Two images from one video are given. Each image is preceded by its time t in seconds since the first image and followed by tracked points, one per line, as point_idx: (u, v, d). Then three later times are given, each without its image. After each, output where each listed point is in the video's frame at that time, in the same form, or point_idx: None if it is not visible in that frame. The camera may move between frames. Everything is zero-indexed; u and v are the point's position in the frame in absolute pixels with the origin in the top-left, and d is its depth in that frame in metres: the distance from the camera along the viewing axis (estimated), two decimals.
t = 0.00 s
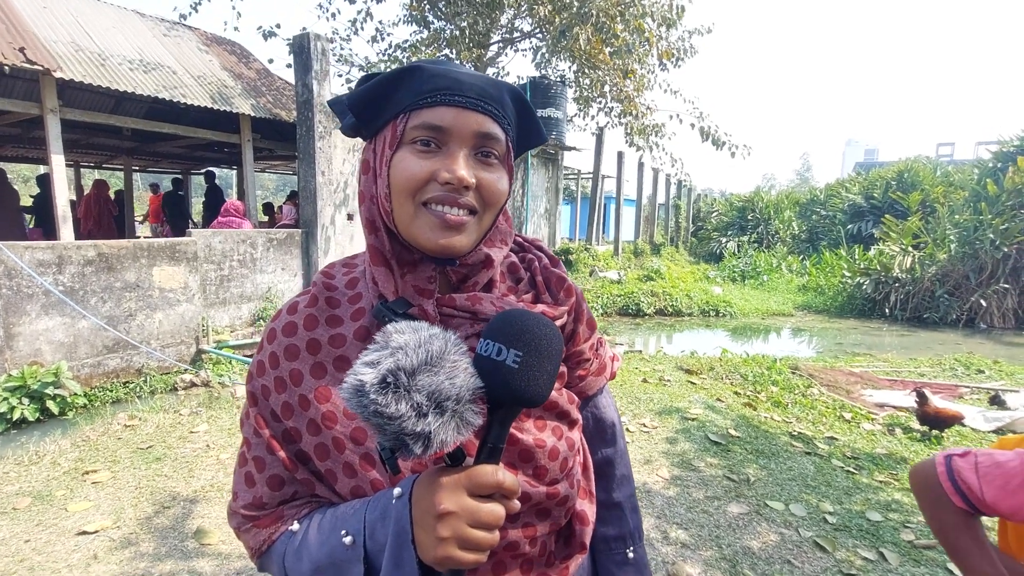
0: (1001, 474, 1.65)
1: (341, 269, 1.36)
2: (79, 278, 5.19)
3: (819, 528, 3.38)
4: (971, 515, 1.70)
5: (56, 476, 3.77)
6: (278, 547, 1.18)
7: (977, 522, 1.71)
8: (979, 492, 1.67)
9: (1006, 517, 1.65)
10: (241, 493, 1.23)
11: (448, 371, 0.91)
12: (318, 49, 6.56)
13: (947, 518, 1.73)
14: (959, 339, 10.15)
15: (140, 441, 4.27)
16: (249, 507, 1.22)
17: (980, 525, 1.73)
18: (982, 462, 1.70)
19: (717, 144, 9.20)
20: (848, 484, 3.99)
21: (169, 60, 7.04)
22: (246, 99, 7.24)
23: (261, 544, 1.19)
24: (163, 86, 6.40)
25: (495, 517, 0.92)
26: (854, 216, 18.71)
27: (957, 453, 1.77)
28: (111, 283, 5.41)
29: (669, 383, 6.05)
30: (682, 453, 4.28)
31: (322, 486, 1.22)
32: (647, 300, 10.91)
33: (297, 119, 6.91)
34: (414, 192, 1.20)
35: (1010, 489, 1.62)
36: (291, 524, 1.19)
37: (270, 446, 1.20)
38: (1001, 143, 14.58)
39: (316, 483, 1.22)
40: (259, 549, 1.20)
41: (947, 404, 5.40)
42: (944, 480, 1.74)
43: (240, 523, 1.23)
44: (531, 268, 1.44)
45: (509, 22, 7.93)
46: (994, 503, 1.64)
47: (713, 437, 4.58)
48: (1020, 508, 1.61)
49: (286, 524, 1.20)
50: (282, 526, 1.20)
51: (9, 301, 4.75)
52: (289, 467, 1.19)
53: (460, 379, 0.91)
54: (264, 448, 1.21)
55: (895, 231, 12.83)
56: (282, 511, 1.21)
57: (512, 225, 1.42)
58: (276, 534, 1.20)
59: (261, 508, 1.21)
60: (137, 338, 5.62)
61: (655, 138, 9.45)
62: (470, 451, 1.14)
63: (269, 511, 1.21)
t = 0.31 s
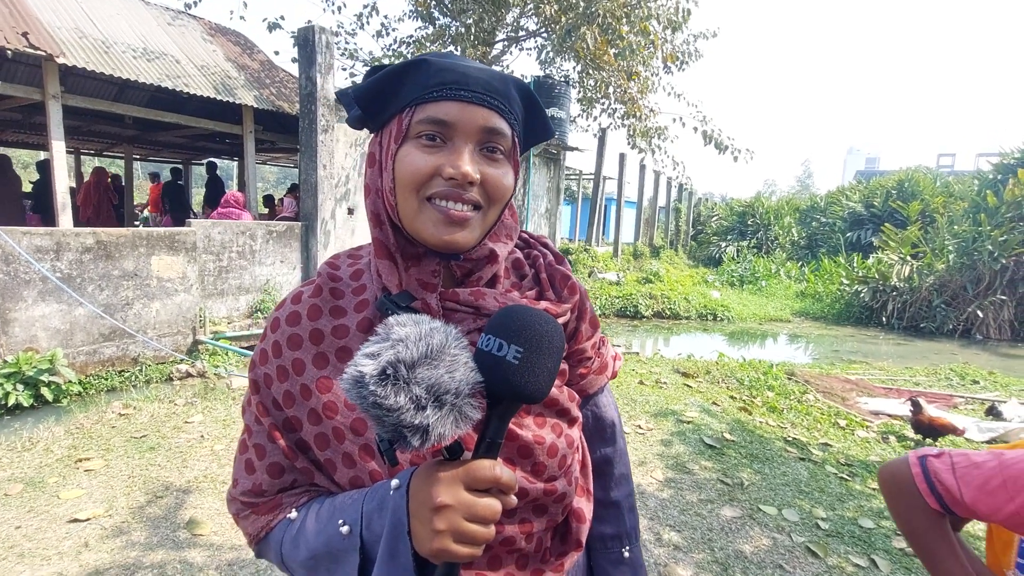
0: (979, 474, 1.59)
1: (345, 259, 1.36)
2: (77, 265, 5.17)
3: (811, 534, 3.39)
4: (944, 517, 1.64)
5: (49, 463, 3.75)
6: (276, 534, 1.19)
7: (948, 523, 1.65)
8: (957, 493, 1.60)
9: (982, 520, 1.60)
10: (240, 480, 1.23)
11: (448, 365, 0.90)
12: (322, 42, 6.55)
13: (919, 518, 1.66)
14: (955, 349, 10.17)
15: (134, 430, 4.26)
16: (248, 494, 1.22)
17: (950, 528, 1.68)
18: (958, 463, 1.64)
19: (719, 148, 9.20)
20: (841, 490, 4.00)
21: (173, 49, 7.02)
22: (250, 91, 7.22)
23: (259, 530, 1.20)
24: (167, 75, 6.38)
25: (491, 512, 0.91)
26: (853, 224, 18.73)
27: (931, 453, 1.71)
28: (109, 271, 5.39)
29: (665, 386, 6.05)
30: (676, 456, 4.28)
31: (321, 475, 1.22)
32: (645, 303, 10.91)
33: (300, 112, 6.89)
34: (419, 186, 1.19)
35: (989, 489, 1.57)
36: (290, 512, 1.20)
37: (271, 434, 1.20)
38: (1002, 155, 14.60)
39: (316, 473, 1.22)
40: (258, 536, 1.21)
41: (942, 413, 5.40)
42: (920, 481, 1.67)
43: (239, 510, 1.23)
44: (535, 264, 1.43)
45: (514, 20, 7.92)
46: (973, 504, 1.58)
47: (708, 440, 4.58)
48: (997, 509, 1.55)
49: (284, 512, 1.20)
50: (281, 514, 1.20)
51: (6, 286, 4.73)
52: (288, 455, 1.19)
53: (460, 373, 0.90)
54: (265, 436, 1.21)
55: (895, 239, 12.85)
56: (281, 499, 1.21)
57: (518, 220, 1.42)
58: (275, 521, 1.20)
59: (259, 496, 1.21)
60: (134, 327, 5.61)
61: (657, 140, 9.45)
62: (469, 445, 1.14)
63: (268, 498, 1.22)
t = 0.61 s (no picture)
0: (956, 464, 1.59)
1: (344, 258, 1.35)
2: (74, 266, 5.16)
3: (809, 532, 3.39)
4: (932, 509, 1.63)
5: (46, 465, 3.75)
6: (273, 530, 1.19)
7: (936, 516, 1.63)
8: (936, 482, 1.60)
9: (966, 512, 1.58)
10: (238, 477, 1.23)
11: (442, 363, 0.90)
12: (319, 41, 6.54)
13: (907, 510, 1.64)
14: (952, 347, 10.19)
15: (132, 431, 4.25)
16: (245, 491, 1.22)
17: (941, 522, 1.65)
18: (940, 454, 1.64)
19: (717, 146, 9.21)
20: (839, 488, 4.01)
21: (168, 49, 7.00)
22: (246, 90, 7.20)
23: (257, 527, 1.20)
24: (162, 75, 6.36)
25: (485, 510, 0.91)
26: (851, 222, 18.76)
27: (917, 447, 1.71)
28: (105, 272, 5.38)
29: (663, 384, 6.06)
30: (674, 454, 4.29)
31: (319, 473, 1.22)
32: (643, 301, 10.92)
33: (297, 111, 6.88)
34: (415, 183, 1.19)
35: (965, 478, 1.56)
36: (287, 509, 1.20)
37: (269, 432, 1.20)
38: (999, 153, 14.62)
39: (313, 470, 1.22)
40: (255, 532, 1.21)
41: (940, 411, 5.41)
42: (904, 473, 1.66)
43: (237, 506, 1.23)
44: (534, 263, 1.43)
45: (511, 19, 7.91)
46: (951, 492, 1.57)
47: (706, 438, 4.59)
48: (974, 496, 1.54)
49: (282, 509, 1.20)
50: (279, 510, 1.20)
51: (2, 287, 4.72)
52: (286, 452, 1.19)
53: (454, 372, 0.90)
54: (262, 433, 1.20)
55: (892, 237, 12.87)
56: (278, 496, 1.21)
57: (516, 219, 1.42)
58: (272, 518, 1.20)
59: (257, 493, 1.21)
60: (131, 328, 5.60)
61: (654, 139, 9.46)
62: (465, 444, 1.14)
63: (266, 495, 1.21)
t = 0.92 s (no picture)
0: (954, 462, 1.55)
1: (339, 261, 1.34)
2: (70, 271, 5.14)
3: (810, 527, 3.39)
4: (932, 507, 1.57)
5: (43, 471, 3.73)
6: (271, 535, 1.18)
7: (936, 515, 1.59)
8: (935, 481, 1.55)
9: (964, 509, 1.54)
10: (235, 483, 1.22)
11: (435, 368, 0.89)
12: (313, 43, 6.52)
13: (907, 510, 1.59)
14: (949, 340, 10.22)
15: (130, 436, 4.24)
16: (243, 497, 1.21)
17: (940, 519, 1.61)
18: (936, 453, 1.58)
19: (713, 143, 9.22)
20: (839, 483, 4.01)
21: (162, 52, 6.97)
22: (241, 93, 7.18)
23: (255, 532, 1.19)
24: (156, 78, 6.34)
25: (482, 516, 0.90)
26: (847, 217, 18.80)
27: (912, 445, 1.65)
28: (101, 277, 5.36)
29: (662, 382, 6.06)
30: (674, 452, 4.29)
31: (317, 478, 1.21)
32: (641, 299, 10.92)
33: (291, 113, 6.86)
34: (407, 183, 1.19)
35: (963, 476, 1.52)
36: (285, 514, 1.19)
37: (265, 438, 1.19)
38: (994, 146, 14.66)
39: (311, 475, 1.21)
40: (254, 538, 1.20)
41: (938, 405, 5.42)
42: (901, 472, 1.61)
43: (235, 512, 1.22)
44: (530, 262, 1.42)
45: (506, 19, 7.90)
46: (950, 490, 1.53)
47: (706, 435, 4.59)
48: (973, 494, 1.50)
49: (280, 515, 1.19)
50: (276, 516, 1.19)
51: None
52: (283, 458, 1.19)
53: (448, 376, 0.89)
54: (259, 439, 1.20)
55: (889, 232, 12.89)
56: (276, 501, 1.20)
57: (511, 218, 1.41)
58: (270, 524, 1.19)
59: (255, 498, 1.20)
60: (127, 333, 5.57)
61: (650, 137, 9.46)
62: (462, 447, 1.13)
63: (263, 501, 1.20)
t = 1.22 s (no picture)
0: (949, 459, 1.53)
1: (338, 261, 1.34)
2: (67, 271, 5.13)
3: (808, 525, 3.39)
4: (926, 504, 1.57)
5: (42, 472, 3.72)
6: (271, 536, 1.18)
7: (930, 511, 1.58)
8: (929, 479, 1.54)
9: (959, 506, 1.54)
10: (234, 483, 1.22)
11: (435, 368, 0.89)
12: (311, 41, 6.51)
13: (902, 506, 1.58)
14: (947, 339, 10.23)
15: (128, 436, 4.23)
16: (243, 497, 1.20)
17: (933, 515, 1.61)
18: (930, 450, 1.57)
19: (711, 142, 9.22)
20: (837, 481, 4.01)
21: (159, 51, 6.95)
22: (239, 92, 7.16)
23: (255, 533, 1.19)
24: (154, 77, 6.32)
25: (482, 516, 0.90)
26: (845, 215, 18.82)
27: (906, 443, 1.64)
28: (99, 276, 5.35)
29: (661, 380, 6.07)
30: (673, 450, 4.29)
31: (316, 478, 1.21)
32: (640, 298, 10.93)
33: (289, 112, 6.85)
34: (406, 184, 1.18)
35: (958, 474, 1.51)
36: (285, 515, 1.18)
37: (265, 438, 1.19)
38: (991, 144, 14.67)
39: (311, 476, 1.21)
40: (253, 539, 1.20)
41: (937, 403, 5.42)
42: (897, 471, 1.59)
43: (235, 513, 1.22)
44: (530, 262, 1.41)
45: (504, 17, 7.89)
46: (946, 488, 1.52)
47: (705, 434, 4.59)
48: (968, 492, 1.50)
49: (280, 515, 1.19)
50: (276, 517, 1.19)
51: None
52: (283, 458, 1.18)
53: (447, 376, 0.89)
54: (259, 440, 1.19)
55: (887, 230, 12.91)
56: (276, 502, 1.20)
57: (511, 217, 1.40)
58: (270, 525, 1.19)
59: (254, 499, 1.20)
60: (126, 332, 5.56)
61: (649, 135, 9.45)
62: (462, 448, 1.12)
63: (263, 502, 1.20)
